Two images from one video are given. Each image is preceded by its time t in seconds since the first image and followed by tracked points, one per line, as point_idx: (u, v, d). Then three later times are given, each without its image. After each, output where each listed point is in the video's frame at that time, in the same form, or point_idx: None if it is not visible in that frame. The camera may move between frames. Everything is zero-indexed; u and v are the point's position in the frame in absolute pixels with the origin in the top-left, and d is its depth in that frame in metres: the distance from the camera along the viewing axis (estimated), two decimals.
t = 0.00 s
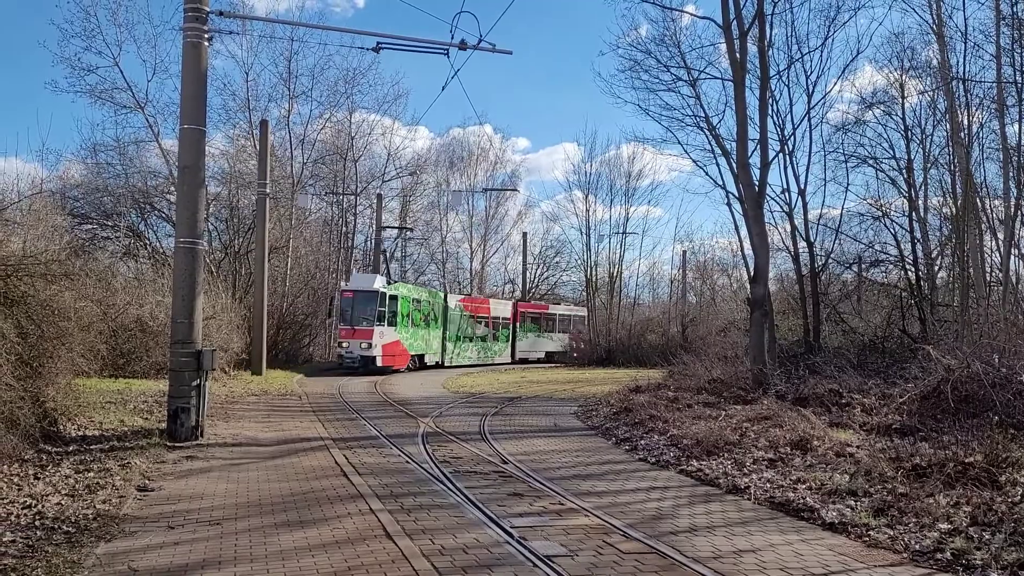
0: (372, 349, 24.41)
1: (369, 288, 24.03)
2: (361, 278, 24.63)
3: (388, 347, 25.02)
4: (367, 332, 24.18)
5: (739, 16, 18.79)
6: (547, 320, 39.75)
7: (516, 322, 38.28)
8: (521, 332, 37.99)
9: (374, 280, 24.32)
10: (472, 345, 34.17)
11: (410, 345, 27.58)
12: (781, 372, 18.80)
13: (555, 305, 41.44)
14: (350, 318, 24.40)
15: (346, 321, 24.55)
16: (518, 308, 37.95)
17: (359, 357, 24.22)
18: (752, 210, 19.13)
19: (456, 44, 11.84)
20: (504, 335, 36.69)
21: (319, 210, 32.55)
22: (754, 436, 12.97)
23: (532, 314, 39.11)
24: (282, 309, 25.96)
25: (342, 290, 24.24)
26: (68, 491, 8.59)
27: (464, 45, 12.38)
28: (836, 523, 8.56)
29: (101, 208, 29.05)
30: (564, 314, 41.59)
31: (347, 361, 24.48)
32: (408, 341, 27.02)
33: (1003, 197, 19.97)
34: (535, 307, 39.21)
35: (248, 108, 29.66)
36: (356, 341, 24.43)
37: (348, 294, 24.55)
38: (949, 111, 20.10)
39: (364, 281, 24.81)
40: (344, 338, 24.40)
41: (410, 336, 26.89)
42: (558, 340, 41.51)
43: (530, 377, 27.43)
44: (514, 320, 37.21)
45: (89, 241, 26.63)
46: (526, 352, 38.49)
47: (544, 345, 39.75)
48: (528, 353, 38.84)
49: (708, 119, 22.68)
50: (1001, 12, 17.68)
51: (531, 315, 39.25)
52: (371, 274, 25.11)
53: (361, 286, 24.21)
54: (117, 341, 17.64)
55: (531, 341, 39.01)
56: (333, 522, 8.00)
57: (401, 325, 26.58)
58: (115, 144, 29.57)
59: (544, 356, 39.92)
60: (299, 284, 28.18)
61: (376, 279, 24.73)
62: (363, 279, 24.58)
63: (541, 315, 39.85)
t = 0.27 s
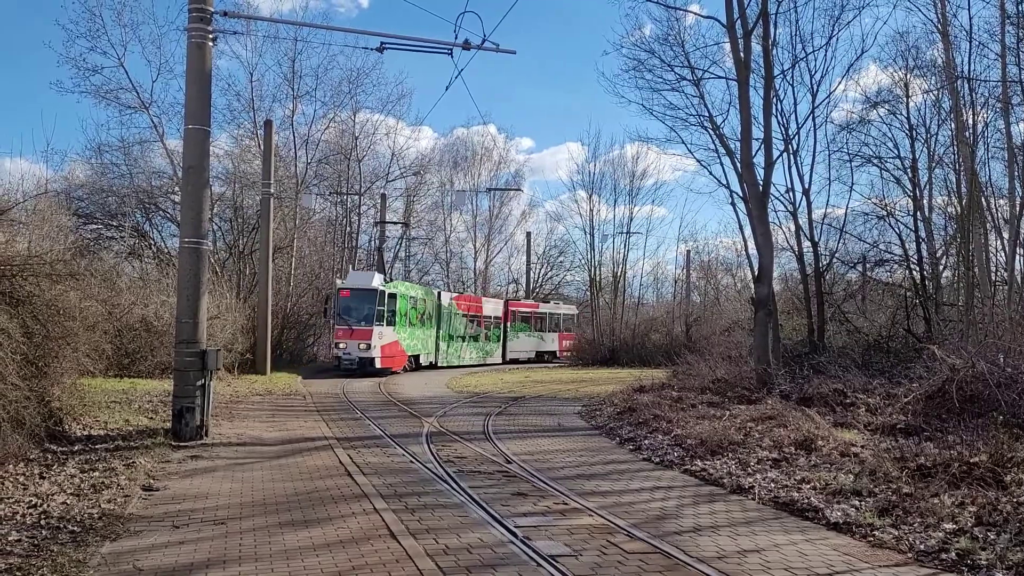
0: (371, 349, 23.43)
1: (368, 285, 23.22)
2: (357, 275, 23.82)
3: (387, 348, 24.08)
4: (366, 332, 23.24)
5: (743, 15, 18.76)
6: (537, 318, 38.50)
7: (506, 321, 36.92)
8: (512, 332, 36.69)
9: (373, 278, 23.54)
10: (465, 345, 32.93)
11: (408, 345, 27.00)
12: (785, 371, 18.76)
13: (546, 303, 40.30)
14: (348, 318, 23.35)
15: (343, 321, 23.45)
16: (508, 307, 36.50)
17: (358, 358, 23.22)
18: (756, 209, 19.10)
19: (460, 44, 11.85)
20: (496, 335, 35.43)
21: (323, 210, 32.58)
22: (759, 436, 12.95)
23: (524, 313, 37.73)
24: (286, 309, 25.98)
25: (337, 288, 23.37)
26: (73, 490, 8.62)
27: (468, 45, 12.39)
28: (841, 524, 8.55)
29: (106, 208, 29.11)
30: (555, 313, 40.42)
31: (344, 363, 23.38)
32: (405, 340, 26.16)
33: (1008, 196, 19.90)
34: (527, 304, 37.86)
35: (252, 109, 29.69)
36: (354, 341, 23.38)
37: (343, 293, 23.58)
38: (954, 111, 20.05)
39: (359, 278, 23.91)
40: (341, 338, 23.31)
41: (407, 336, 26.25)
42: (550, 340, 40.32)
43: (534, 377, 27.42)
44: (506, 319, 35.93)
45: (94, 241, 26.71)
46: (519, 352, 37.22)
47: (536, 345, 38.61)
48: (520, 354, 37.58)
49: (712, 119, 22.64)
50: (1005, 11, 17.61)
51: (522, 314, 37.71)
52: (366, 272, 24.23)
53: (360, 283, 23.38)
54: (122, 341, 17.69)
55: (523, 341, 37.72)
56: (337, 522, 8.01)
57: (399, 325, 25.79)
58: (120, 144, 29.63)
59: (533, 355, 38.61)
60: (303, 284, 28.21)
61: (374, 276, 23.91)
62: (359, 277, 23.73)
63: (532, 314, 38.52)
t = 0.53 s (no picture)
0: (373, 350, 23.02)
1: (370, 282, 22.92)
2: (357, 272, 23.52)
3: (389, 348, 23.68)
4: (368, 332, 22.84)
5: (749, 14, 18.73)
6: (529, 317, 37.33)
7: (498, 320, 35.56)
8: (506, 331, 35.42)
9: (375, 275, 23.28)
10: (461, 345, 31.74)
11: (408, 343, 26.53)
12: (791, 371, 18.71)
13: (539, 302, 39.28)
14: (350, 317, 22.97)
15: (344, 321, 23.04)
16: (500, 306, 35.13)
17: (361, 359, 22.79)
18: (761, 209, 19.06)
19: (466, 43, 11.84)
20: (490, 334, 34.15)
21: (329, 210, 32.61)
22: (764, 436, 12.92)
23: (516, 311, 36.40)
24: (292, 308, 26.01)
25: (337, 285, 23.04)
26: (80, 488, 8.65)
27: (473, 45, 12.39)
28: (847, 524, 8.53)
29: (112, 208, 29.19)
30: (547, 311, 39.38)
31: (346, 364, 22.93)
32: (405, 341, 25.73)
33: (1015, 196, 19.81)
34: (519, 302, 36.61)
35: (259, 108, 29.75)
36: (356, 342, 22.97)
37: (344, 291, 23.26)
38: (961, 110, 19.97)
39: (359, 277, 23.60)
40: (342, 339, 22.90)
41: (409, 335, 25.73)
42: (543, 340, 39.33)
43: (539, 376, 27.41)
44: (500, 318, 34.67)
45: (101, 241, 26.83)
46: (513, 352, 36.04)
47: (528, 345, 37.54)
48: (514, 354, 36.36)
49: (718, 118, 22.59)
50: (1012, 9, 17.54)
51: (513, 312, 36.35)
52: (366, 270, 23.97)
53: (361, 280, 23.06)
54: (129, 340, 17.75)
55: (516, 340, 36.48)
56: (342, 521, 8.02)
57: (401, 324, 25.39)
58: (127, 144, 29.71)
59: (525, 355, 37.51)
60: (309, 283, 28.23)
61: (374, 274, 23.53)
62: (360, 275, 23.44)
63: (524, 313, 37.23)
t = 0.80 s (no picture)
0: (379, 351, 22.88)
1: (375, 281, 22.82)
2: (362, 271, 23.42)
3: (395, 350, 23.55)
4: (375, 334, 22.68)
5: (756, 14, 18.69)
6: (523, 317, 36.70)
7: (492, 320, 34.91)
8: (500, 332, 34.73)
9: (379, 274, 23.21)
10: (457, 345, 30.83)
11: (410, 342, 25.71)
12: (799, 372, 18.66)
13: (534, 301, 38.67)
14: (356, 318, 22.83)
15: (349, 322, 22.90)
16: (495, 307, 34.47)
17: (368, 361, 22.64)
18: (769, 210, 19.01)
19: (472, 44, 11.85)
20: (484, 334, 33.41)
21: (336, 210, 32.66)
22: (772, 437, 12.88)
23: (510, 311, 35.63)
24: (299, 308, 26.06)
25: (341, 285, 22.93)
26: (88, 489, 8.68)
27: (480, 46, 12.40)
28: (854, 526, 8.49)
29: (121, 209, 29.31)
30: (541, 311, 38.75)
31: (352, 367, 22.77)
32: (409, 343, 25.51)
33: None
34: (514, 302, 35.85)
35: (266, 110, 29.82)
36: (362, 343, 22.82)
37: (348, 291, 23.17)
38: (969, 110, 19.89)
39: (363, 276, 23.51)
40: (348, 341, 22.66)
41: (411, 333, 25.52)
42: (537, 341, 38.71)
43: (545, 377, 27.39)
44: (493, 318, 33.93)
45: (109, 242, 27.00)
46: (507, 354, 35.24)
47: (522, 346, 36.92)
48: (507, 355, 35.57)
49: (725, 118, 22.55)
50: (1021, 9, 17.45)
51: (508, 312, 35.62)
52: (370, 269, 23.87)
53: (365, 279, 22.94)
54: (137, 340, 17.83)
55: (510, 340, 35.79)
56: (349, 522, 8.03)
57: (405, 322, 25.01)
58: (135, 145, 29.83)
59: (519, 356, 36.87)
60: (316, 284, 28.30)
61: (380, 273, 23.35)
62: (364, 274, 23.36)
63: (518, 313, 36.56)
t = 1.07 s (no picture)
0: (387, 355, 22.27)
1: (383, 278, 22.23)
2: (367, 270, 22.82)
3: (402, 354, 22.97)
4: (383, 336, 22.08)
5: (762, 17, 18.66)
6: (517, 318, 36.34)
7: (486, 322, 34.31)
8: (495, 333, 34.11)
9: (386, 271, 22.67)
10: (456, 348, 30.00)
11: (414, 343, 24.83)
12: (805, 375, 18.61)
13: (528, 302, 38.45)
14: (362, 320, 22.20)
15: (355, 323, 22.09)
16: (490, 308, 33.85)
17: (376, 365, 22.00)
18: (775, 212, 18.97)
19: (478, 47, 11.88)
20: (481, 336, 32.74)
21: (341, 212, 32.71)
22: (777, 440, 12.84)
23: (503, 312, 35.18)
24: (305, 310, 26.10)
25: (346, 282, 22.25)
26: (94, 491, 8.70)
27: (486, 48, 12.41)
28: (860, 530, 8.45)
29: (127, 211, 29.40)
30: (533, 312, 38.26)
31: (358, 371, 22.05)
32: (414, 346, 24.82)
33: None
34: (508, 302, 35.26)
35: (272, 112, 29.87)
36: (369, 346, 22.17)
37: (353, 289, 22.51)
38: (976, 112, 19.82)
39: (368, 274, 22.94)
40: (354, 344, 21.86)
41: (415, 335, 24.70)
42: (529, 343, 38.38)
43: (551, 379, 27.37)
44: (488, 319, 33.35)
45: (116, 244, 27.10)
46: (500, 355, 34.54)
47: (514, 347, 36.49)
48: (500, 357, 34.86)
49: (731, 121, 22.51)
50: None
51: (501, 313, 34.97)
52: (374, 269, 23.35)
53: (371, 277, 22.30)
54: (143, 343, 17.87)
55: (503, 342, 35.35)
56: (354, 524, 8.03)
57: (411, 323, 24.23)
58: (142, 147, 29.93)
59: (512, 358, 36.25)
60: (321, 286, 28.35)
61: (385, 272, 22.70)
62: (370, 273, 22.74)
63: (511, 313, 36.32)
